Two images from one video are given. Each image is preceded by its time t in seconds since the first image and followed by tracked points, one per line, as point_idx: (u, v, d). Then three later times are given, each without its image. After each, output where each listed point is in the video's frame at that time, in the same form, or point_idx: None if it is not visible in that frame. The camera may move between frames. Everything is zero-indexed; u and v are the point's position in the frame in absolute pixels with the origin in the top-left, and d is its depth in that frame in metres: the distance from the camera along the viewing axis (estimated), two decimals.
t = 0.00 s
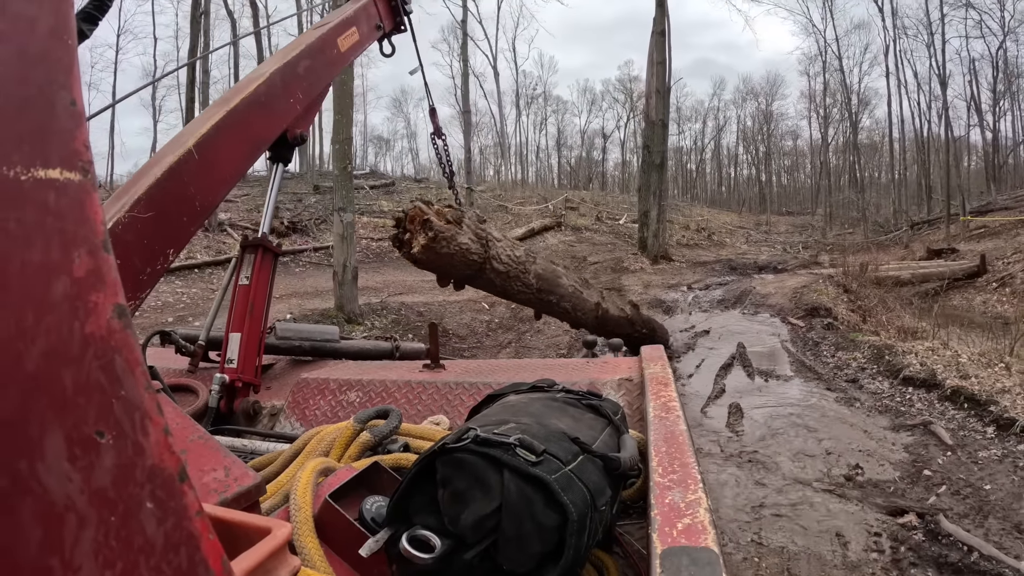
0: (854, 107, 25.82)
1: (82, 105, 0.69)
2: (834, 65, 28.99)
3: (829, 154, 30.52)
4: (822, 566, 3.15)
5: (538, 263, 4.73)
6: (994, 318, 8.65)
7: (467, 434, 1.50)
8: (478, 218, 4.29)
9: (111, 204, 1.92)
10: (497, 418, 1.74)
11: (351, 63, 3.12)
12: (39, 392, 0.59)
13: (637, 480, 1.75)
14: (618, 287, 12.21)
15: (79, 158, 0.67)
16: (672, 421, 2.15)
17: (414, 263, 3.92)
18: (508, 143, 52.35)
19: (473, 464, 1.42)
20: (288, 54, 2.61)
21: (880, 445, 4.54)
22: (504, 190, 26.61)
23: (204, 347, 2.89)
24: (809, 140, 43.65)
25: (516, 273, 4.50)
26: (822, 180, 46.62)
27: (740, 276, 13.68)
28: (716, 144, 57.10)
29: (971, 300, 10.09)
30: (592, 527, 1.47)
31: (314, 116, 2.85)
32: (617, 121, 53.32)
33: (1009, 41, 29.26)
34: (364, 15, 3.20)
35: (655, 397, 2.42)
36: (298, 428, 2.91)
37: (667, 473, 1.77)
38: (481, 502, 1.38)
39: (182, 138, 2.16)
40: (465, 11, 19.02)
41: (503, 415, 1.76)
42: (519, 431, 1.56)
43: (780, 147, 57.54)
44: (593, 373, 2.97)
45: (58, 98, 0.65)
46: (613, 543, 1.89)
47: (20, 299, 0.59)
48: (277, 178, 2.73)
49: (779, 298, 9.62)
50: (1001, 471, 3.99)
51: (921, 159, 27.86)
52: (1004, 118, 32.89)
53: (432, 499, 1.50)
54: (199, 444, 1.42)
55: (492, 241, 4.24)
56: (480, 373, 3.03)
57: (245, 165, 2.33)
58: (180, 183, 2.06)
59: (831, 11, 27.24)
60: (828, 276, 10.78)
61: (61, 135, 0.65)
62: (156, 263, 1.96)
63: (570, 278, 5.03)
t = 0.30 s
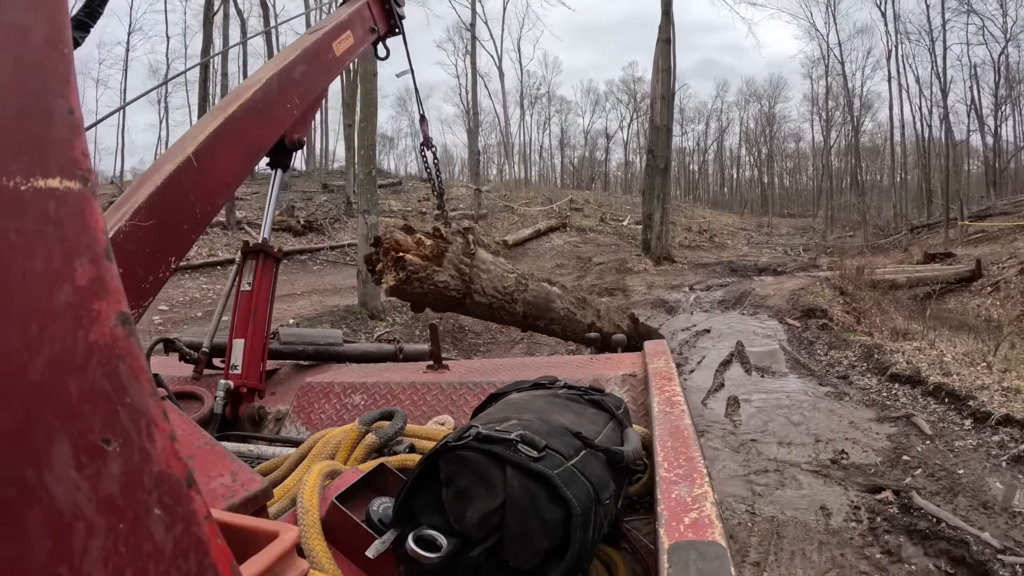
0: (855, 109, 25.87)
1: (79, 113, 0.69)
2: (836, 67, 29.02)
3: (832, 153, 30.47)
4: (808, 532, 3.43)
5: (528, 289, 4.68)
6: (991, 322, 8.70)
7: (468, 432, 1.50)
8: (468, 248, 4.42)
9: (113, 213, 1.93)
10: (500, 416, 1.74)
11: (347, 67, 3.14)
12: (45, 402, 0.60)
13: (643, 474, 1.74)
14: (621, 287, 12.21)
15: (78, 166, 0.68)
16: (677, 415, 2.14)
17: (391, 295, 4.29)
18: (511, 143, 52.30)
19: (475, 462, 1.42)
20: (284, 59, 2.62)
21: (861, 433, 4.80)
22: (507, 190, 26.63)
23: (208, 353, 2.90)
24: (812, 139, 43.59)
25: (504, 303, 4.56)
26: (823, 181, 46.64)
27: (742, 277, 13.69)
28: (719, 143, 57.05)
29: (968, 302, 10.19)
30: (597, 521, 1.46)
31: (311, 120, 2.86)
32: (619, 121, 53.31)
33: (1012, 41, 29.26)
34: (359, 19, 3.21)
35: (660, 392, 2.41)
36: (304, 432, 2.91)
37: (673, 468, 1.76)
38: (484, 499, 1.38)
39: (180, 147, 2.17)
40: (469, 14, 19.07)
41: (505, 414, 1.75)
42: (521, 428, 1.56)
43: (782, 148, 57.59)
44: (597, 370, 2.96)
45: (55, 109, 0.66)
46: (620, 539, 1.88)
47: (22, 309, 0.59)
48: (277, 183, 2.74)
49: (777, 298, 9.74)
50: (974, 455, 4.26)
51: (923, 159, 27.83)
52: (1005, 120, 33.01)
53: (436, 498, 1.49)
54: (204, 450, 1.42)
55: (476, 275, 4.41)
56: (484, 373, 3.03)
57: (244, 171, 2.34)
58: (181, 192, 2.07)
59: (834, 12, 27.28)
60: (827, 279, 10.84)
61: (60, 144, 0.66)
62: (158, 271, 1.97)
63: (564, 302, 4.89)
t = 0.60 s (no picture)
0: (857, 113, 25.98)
1: (87, 119, 0.69)
2: (838, 71, 29.10)
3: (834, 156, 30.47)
4: (791, 501, 3.95)
5: (511, 299, 4.78)
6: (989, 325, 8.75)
7: (465, 438, 1.50)
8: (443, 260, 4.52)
9: (115, 215, 1.93)
10: (498, 422, 1.74)
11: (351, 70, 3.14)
12: (50, 407, 0.60)
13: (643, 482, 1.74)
14: (624, 288, 12.17)
15: (85, 173, 0.68)
16: (680, 424, 2.14)
17: (380, 316, 4.19)
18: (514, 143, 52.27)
19: (472, 467, 1.42)
20: (288, 63, 2.62)
21: (846, 421, 5.28)
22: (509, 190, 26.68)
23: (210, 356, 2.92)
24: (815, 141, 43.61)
25: (493, 310, 4.61)
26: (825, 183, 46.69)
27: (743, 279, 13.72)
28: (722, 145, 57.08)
29: (963, 305, 10.29)
30: (595, 525, 1.46)
31: (314, 124, 2.86)
32: (622, 122, 53.27)
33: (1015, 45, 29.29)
34: (363, 23, 3.21)
35: (663, 401, 2.41)
36: (306, 436, 2.92)
37: (675, 476, 1.76)
38: (481, 504, 1.38)
39: (184, 149, 2.18)
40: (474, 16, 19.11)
41: (504, 420, 1.75)
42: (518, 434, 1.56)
43: (784, 150, 57.59)
44: (599, 378, 2.95)
45: (63, 115, 0.66)
46: (622, 547, 1.88)
47: (28, 313, 0.60)
48: (280, 186, 2.75)
49: (774, 299, 10.11)
50: (946, 437, 4.79)
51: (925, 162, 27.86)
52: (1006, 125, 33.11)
53: (435, 504, 1.49)
54: (206, 454, 1.43)
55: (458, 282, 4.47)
56: (486, 380, 3.03)
57: (247, 174, 2.34)
58: (184, 194, 2.08)
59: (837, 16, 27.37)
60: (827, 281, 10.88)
61: (67, 151, 0.66)
62: (160, 274, 1.98)
63: (547, 309, 4.94)
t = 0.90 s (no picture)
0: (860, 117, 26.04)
1: (90, 109, 0.69)
2: (844, 76, 29.13)
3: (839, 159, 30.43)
4: (778, 469, 4.37)
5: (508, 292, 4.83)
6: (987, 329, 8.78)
7: (468, 431, 1.50)
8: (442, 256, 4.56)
9: (117, 208, 1.94)
10: (500, 416, 1.73)
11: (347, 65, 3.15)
12: (53, 398, 0.60)
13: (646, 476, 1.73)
14: (628, 287, 12.16)
15: (88, 163, 0.68)
16: (683, 418, 2.13)
17: (381, 302, 4.11)
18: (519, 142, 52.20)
19: (474, 460, 1.41)
20: (286, 57, 2.63)
21: (834, 407, 5.71)
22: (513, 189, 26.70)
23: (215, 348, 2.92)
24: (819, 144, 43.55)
25: (492, 303, 4.65)
26: (828, 187, 46.66)
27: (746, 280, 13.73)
28: (727, 147, 56.99)
29: (959, 308, 10.38)
30: (598, 519, 1.45)
31: (313, 118, 2.87)
32: (627, 123, 53.22)
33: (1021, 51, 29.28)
34: (359, 17, 3.22)
35: (666, 394, 2.41)
36: (309, 428, 2.91)
37: (678, 470, 1.75)
38: (484, 497, 1.37)
39: (184, 143, 2.18)
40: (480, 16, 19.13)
41: (506, 415, 1.75)
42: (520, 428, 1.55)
43: (789, 153, 57.51)
44: (603, 371, 2.94)
45: (66, 105, 0.66)
46: (625, 541, 1.87)
47: (31, 303, 0.60)
48: (280, 180, 2.75)
49: (773, 299, 10.35)
50: (927, 423, 5.20)
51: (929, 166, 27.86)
52: (1010, 130, 33.16)
53: (438, 497, 1.49)
54: (209, 446, 1.42)
55: (457, 273, 4.50)
56: (490, 373, 3.02)
57: (247, 167, 2.35)
58: (185, 187, 2.08)
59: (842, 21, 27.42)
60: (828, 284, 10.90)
61: (70, 143, 0.66)
62: (162, 267, 1.98)
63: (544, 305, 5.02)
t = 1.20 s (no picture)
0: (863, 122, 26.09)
1: (92, 105, 0.69)
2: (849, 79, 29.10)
3: (844, 163, 30.38)
4: (765, 443, 4.70)
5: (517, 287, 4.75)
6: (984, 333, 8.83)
7: (458, 428, 1.50)
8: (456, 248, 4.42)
9: (121, 201, 1.94)
10: (494, 414, 1.74)
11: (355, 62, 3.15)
12: (52, 391, 0.60)
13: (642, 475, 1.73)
14: (632, 285, 12.19)
15: (90, 158, 0.68)
16: (681, 419, 2.13)
17: (389, 297, 4.06)
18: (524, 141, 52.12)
19: (465, 455, 1.42)
20: (293, 52, 2.63)
21: (821, 393, 6.11)
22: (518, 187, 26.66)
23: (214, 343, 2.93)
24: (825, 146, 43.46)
25: (499, 300, 4.56)
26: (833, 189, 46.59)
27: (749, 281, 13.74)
28: (733, 148, 56.86)
29: (956, 310, 10.42)
30: (590, 516, 1.45)
31: (319, 114, 2.87)
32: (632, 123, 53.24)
33: None
34: (367, 13, 3.22)
35: (664, 395, 2.41)
36: (308, 424, 2.91)
37: (675, 471, 1.75)
38: (474, 493, 1.38)
39: (189, 137, 2.18)
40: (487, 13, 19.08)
41: (500, 412, 1.75)
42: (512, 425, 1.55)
43: (794, 155, 57.38)
44: (601, 371, 2.95)
45: (68, 99, 0.66)
46: (621, 541, 1.88)
47: (32, 296, 0.60)
48: (284, 176, 2.75)
49: (775, 301, 10.35)
50: (907, 412, 5.58)
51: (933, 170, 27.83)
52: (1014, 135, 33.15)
53: (431, 494, 1.49)
54: (207, 441, 1.43)
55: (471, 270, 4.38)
56: (488, 371, 3.03)
57: (252, 163, 2.35)
58: (188, 181, 2.08)
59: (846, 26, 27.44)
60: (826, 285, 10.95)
61: (72, 137, 0.66)
62: (165, 261, 1.98)
63: (550, 301, 4.97)
